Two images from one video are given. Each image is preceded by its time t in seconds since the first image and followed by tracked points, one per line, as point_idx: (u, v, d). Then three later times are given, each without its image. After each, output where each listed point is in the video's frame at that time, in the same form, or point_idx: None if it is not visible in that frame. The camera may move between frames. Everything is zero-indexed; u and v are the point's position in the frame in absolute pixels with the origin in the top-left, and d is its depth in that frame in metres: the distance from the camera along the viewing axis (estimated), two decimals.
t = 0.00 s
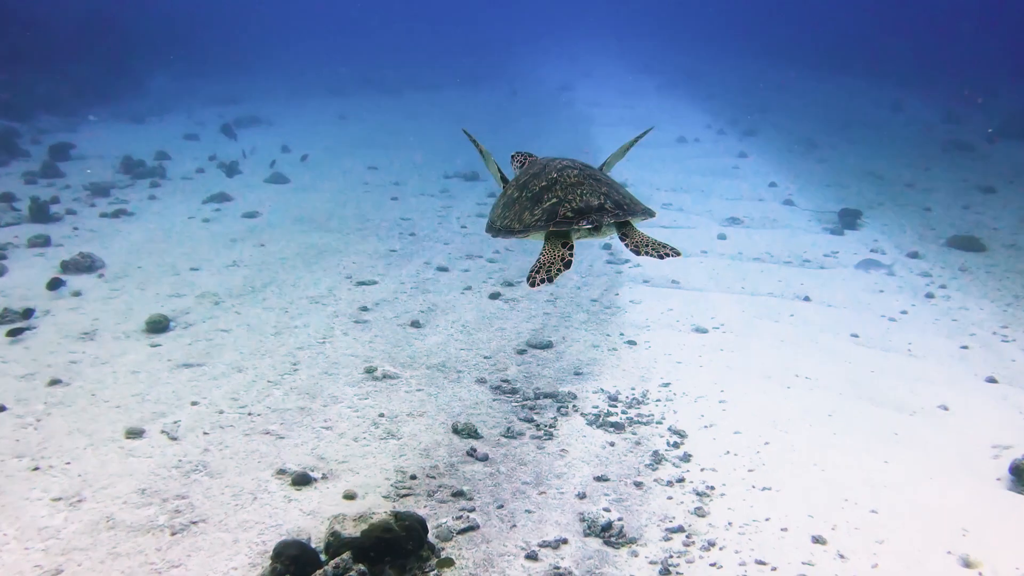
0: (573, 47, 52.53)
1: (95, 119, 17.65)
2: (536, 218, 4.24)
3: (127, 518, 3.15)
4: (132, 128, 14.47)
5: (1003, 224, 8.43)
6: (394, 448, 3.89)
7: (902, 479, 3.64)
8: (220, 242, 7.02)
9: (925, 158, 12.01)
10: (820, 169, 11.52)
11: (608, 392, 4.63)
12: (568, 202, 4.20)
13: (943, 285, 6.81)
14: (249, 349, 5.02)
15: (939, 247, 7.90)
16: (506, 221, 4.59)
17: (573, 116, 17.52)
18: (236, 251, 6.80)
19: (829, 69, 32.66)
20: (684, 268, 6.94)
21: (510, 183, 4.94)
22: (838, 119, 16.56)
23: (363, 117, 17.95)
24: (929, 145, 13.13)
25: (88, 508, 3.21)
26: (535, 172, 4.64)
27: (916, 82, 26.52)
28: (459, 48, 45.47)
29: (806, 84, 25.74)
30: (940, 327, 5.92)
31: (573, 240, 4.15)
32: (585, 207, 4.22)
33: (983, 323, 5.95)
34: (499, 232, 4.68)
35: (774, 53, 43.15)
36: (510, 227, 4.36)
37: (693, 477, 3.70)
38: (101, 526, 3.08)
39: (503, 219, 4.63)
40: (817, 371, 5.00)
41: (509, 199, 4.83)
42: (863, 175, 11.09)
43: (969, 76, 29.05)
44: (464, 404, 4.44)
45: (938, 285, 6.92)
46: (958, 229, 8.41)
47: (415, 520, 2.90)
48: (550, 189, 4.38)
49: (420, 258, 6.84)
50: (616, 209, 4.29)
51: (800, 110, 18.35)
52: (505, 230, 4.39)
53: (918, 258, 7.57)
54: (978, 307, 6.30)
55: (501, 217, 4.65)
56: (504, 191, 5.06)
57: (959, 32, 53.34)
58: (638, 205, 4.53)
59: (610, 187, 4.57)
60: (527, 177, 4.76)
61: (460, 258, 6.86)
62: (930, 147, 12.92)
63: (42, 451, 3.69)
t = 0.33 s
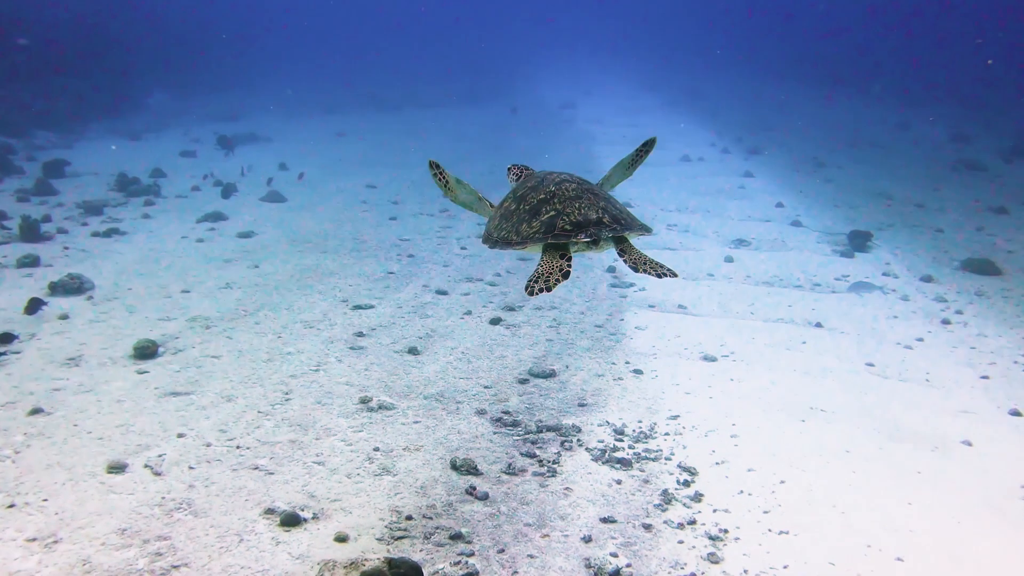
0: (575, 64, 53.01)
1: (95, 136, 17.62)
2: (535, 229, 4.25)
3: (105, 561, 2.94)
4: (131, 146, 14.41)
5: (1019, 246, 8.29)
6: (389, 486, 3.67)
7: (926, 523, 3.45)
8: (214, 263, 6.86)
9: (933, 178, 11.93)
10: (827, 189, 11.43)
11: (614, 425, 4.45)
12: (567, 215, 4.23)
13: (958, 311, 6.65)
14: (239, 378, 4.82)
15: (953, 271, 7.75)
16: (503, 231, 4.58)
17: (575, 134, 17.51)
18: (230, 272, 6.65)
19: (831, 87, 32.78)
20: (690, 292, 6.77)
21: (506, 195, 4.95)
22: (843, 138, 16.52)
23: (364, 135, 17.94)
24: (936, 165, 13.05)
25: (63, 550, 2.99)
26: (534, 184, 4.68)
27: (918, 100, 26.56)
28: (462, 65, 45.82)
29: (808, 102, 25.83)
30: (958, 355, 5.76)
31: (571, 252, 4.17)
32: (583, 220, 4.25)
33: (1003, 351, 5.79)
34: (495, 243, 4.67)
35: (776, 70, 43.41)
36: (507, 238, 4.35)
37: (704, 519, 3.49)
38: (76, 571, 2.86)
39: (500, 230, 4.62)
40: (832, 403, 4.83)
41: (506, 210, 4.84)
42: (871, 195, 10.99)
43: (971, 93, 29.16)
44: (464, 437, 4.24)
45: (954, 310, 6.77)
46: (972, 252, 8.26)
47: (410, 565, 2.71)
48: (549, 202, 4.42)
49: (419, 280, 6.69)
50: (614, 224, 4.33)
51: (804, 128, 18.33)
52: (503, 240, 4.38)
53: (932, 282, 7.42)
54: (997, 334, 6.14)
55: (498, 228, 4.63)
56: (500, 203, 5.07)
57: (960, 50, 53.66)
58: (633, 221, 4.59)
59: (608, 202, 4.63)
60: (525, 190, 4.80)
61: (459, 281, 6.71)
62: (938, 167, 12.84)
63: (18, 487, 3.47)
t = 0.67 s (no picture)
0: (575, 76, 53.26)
1: (96, 145, 17.56)
2: (528, 238, 4.18)
3: None
4: (130, 156, 14.33)
5: None
6: (384, 519, 3.48)
7: (951, 563, 3.23)
8: (209, 279, 6.73)
9: (939, 193, 11.83)
10: (831, 203, 11.32)
11: (619, 453, 4.27)
12: (561, 225, 4.15)
13: (971, 330, 6.51)
14: (232, 401, 4.65)
15: (963, 289, 7.62)
16: (498, 239, 4.52)
17: (576, 147, 17.46)
18: (225, 289, 6.51)
19: (833, 99, 32.79)
20: (695, 310, 6.62)
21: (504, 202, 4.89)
22: (846, 151, 16.45)
23: (364, 147, 17.90)
24: (942, 180, 12.96)
25: None
26: (530, 193, 4.61)
27: (921, 112, 26.52)
28: (463, 76, 46.03)
29: (810, 114, 25.81)
30: (972, 378, 5.60)
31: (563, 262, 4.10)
32: (577, 230, 4.17)
33: (1018, 374, 5.64)
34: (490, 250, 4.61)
35: (777, 82, 43.53)
36: (501, 247, 4.29)
37: (715, 557, 3.28)
38: None
39: (495, 237, 4.56)
40: (844, 431, 4.66)
41: (503, 218, 4.78)
42: (876, 210, 10.89)
43: (974, 106, 29.17)
44: (463, 466, 4.06)
45: (966, 329, 6.63)
46: (982, 269, 8.13)
47: None
48: (544, 212, 4.35)
49: (419, 298, 6.55)
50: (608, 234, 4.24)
51: (807, 141, 18.29)
52: (497, 249, 4.32)
53: (942, 300, 7.29)
54: (1012, 355, 5.98)
55: (493, 234, 4.57)
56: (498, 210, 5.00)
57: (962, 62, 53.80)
58: (629, 231, 4.47)
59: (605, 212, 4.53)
60: (523, 197, 4.73)
61: (459, 298, 6.57)
62: (943, 182, 12.76)
63: None
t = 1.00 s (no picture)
0: (578, 87, 53.52)
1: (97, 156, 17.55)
2: (516, 247, 4.13)
3: None
4: (130, 168, 14.28)
5: None
6: (377, 559, 3.24)
7: None
8: (203, 297, 6.56)
9: (947, 209, 11.70)
10: (838, 218, 11.19)
11: (625, 485, 4.04)
12: (549, 236, 4.07)
13: (984, 353, 6.34)
14: (221, 428, 4.45)
15: (976, 309, 7.45)
16: (489, 246, 4.48)
17: (578, 160, 17.39)
18: (219, 307, 6.35)
19: (836, 111, 32.81)
20: (702, 331, 6.45)
21: (498, 209, 4.84)
22: (851, 165, 16.36)
23: (365, 159, 17.85)
24: (949, 195, 12.83)
25: None
26: (523, 201, 4.55)
27: (924, 125, 26.49)
28: (466, 88, 46.25)
29: (813, 127, 25.81)
30: (989, 404, 5.41)
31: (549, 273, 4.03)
32: (565, 241, 4.08)
33: None
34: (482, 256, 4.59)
35: (779, 94, 43.68)
36: (491, 255, 4.25)
37: None
38: None
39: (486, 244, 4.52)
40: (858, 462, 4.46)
41: (497, 224, 4.74)
42: (883, 225, 10.75)
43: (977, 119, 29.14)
44: (462, 499, 3.83)
45: (980, 351, 6.45)
46: (994, 287, 7.97)
47: None
48: (534, 220, 4.28)
49: (418, 317, 6.38)
50: (596, 245, 4.14)
51: (811, 154, 18.21)
52: (486, 257, 4.27)
53: (953, 320, 7.13)
54: None
55: (485, 242, 4.54)
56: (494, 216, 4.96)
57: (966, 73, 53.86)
58: (619, 242, 4.37)
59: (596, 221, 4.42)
60: (516, 205, 4.68)
61: (460, 318, 6.41)
62: (951, 197, 12.62)
63: None
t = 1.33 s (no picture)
0: (580, 96, 53.57)
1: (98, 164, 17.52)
2: (508, 256, 4.20)
3: None
4: (126, 177, 14.16)
5: None
6: None
7: None
8: (197, 312, 6.41)
9: (955, 221, 11.56)
10: (844, 231, 11.04)
11: (631, 516, 3.82)
12: (540, 244, 4.14)
13: (1000, 373, 6.17)
14: (211, 452, 4.26)
15: (989, 326, 7.28)
16: (483, 252, 4.56)
17: (580, 170, 17.30)
18: (213, 323, 6.18)
19: (839, 121, 32.77)
20: (709, 349, 6.27)
21: (492, 214, 4.89)
22: (856, 176, 16.23)
23: (366, 168, 17.76)
24: (956, 207, 12.69)
25: None
26: (517, 207, 4.61)
27: (928, 136, 26.41)
28: (468, 97, 46.26)
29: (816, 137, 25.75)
30: (1007, 428, 5.23)
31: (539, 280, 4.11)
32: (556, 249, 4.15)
33: None
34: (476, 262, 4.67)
35: (782, 104, 43.71)
36: (484, 262, 4.34)
37: None
38: None
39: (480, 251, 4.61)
40: (874, 492, 4.25)
41: (491, 230, 4.82)
42: (890, 239, 10.60)
43: (982, 129, 29.03)
44: (461, 532, 3.61)
45: (994, 371, 6.29)
46: (1007, 304, 7.80)
47: None
48: (526, 228, 4.34)
49: (417, 334, 6.23)
50: (586, 254, 4.20)
51: (816, 165, 18.10)
52: (480, 264, 4.35)
53: (967, 338, 6.96)
54: None
55: (479, 248, 4.62)
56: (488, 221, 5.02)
57: (970, 83, 53.88)
58: (609, 249, 4.44)
59: (587, 229, 4.48)
60: (510, 211, 4.74)
61: (460, 335, 6.25)
62: (958, 209, 12.48)
63: None
